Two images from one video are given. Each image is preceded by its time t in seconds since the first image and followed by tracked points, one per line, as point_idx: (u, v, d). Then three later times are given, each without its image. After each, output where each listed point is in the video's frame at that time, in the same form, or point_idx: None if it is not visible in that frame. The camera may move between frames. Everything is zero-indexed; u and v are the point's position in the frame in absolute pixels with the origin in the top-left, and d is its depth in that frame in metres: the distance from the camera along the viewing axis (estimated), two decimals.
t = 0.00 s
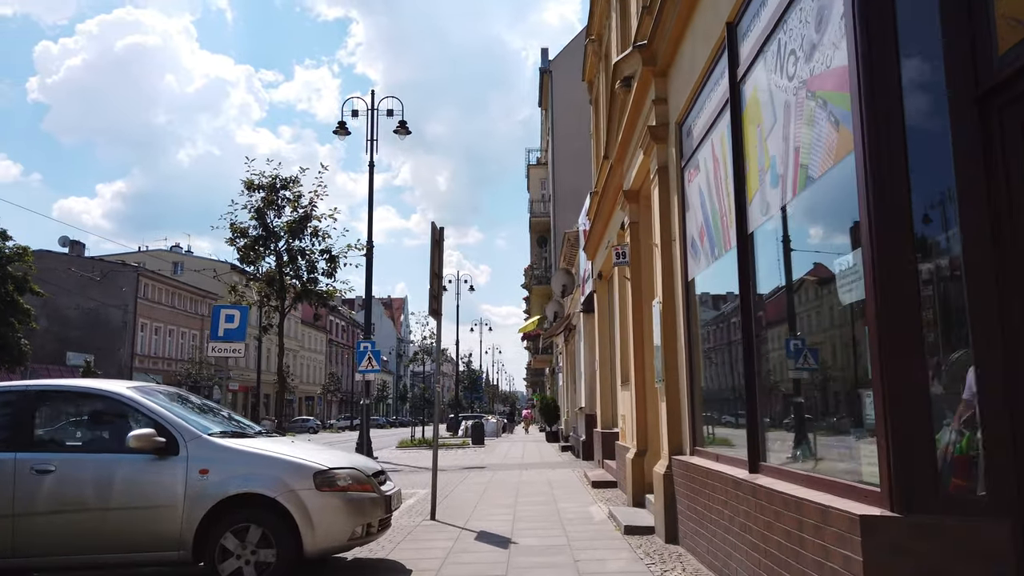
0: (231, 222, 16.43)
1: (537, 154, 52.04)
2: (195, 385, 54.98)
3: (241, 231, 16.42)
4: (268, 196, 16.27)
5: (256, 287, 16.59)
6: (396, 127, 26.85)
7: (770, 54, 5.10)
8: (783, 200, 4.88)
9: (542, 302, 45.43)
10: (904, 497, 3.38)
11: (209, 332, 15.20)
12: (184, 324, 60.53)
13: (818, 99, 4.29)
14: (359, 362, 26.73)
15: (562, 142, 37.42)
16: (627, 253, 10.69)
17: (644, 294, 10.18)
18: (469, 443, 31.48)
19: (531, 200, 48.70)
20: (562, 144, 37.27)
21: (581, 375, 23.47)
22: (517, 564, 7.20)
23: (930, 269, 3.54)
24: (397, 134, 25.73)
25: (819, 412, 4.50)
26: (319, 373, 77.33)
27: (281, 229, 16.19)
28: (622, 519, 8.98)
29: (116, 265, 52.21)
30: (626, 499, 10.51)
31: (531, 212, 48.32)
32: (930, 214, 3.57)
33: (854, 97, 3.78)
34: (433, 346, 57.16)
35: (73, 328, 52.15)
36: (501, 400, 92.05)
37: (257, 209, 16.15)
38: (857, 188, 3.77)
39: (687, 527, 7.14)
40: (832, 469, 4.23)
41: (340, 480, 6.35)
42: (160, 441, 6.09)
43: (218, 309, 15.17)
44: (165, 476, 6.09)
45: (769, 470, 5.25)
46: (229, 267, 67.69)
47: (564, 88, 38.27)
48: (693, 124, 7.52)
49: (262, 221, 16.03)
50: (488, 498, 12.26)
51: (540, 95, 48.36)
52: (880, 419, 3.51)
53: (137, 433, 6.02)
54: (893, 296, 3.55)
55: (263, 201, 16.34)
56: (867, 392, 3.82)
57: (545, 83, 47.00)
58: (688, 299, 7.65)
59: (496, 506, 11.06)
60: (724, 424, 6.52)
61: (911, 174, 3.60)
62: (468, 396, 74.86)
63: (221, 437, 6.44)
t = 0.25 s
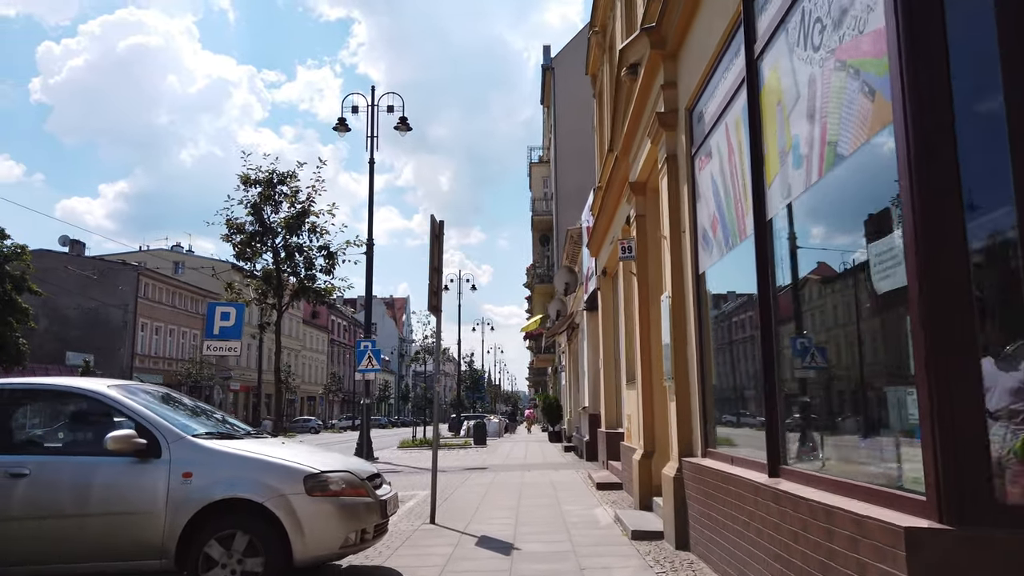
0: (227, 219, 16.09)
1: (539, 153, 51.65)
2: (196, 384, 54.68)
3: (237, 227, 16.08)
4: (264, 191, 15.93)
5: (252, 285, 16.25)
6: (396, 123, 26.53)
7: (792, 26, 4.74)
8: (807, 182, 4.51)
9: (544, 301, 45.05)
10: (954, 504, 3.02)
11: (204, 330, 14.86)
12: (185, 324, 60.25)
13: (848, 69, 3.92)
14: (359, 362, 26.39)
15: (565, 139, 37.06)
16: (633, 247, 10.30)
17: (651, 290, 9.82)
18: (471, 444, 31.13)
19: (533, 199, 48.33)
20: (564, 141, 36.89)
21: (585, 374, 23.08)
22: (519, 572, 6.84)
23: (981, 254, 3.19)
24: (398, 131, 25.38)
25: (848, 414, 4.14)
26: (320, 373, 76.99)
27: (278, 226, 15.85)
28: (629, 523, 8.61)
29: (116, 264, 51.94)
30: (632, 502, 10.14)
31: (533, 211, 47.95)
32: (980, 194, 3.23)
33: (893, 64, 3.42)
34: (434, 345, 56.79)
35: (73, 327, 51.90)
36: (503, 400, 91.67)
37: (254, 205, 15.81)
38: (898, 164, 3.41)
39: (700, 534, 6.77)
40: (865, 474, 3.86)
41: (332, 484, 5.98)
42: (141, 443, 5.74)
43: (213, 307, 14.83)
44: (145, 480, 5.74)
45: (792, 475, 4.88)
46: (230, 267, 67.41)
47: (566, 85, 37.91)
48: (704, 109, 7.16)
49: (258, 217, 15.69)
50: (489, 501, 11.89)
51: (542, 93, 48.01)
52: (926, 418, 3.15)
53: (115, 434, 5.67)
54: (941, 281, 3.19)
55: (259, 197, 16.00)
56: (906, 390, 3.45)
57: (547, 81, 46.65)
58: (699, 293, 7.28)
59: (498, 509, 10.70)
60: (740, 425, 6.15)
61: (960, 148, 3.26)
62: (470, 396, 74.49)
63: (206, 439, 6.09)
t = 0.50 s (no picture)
0: (227, 215, 15.78)
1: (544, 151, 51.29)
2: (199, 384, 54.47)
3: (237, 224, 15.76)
4: (265, 187, 15.61)
5: (253, 283, 15.93)
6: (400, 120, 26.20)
7: None
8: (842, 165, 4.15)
9: (549, 301, 44.70)
10: None
11: (203, 329, 14.55)
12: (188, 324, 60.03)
13: (892, 39, 3.56)
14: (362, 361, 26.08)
15: (569, 137, 36.71)
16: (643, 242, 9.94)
17: (662, 287, 9.47)
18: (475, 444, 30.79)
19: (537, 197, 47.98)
20: (569, 139, 36.52)
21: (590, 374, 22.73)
22: None
23: None
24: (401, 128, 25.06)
25: (879, 406, 3.96)
26: (323, 372, 76.72)
27: (278, 222, 15.53)
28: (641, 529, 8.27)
29: (119, 263, 51.74)
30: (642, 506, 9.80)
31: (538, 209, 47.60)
32: None
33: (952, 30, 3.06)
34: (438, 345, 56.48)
35: (76, 327, 51.71)
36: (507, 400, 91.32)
37: (253, 201, 15.49)
38: (954, 135, 3.07)
39: (716, 542, 6.42)
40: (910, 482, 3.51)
41: (329, 491, 5.66)
42: (126, 447, 5.41)
43: (212, 305, 14.51)
44: (131, 485, 5.41)
45: (824, 481, 4.53)
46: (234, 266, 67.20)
47: (571, 82, 37.56)
48: (721, 95, 6.81)
49: (258, 214, 15.37)
50: (494, 504, 11.55)
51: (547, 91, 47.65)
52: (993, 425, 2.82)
53: (98, 437, 5.34)
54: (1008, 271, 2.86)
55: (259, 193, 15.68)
56: (967, 390, 3.11)
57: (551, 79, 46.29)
58: (716, 289, 6.93)
59: (503, 513, 10.36)
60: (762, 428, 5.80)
61: None
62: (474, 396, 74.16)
63: (196, 443, 5.76)
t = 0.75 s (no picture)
0: (228, 211, 15.48)
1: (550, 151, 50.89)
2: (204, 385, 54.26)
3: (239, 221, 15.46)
4: (267, 182, 15.30)
5: (255, 281, 15.62)
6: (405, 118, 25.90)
7: None
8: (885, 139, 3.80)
9: (555, 301, 44.31)
10: None
11: (204, 327, 14.24)
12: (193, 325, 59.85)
13: None
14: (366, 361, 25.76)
15: (576, 135, 36.33)
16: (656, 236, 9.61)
17: (676, 281, 9.13)
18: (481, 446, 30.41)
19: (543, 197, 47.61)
20: (575, 137, 36.15)
21: (598, 374, 22.34)
22: None
23: None
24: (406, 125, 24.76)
25: (888, 406, 3.95)
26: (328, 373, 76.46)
27: (281, 219, 15.21)
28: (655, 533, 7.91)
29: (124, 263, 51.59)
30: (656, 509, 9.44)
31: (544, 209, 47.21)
32: None
33: None
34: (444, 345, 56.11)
35: (80, 327, 51.60)
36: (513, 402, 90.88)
37: (255, 196, 15.18)
38: None
39: (739, 548, 6.06)
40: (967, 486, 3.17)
41: (329, 493, 5.32)
42: (112, 447, 5.09)
43: (213, 303, 14.20)
44: (117, 487, 5.09)
45: (861, 483, 4.17)
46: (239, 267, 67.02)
47: (578, 80, 37.20)
48: (742, 77, 6.46)
49: (260, 210, 15.06)
50: (502, 507, 11.20)
51: (553, 89, 47.29)
52: None
53: (82, 437, 5.02)
54: None
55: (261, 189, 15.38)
56: (1003, 383, 3.01)
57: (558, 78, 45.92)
58: (736, 281, 6.59)
59: (511, 516, 10.01)
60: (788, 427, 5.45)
61: None
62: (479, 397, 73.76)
63: (188, 442, 5.44)
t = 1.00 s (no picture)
0: (227, 210, 15.17)
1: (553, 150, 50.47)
2: (205, 386, 53.98)
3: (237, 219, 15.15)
4: (266, 180, 14.99)
5: (254, 280, 15.31)
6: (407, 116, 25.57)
7: None
8: (926, 126, 3.50)
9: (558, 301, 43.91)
10: None
11: (201, 327, 13.94)
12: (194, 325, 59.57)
13: None
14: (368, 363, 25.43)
15: (580, 133, 35.97)
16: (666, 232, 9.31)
17: (686, 280, 8.83)
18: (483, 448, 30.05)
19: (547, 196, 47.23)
20: (579, 136, 35.78)
21: (603, 376, 21.98)
22: None
23: None
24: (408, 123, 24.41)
25: (890, 406, 3.97)
26: (330, 374, 76.14)
27: (280, 217, 14.90)
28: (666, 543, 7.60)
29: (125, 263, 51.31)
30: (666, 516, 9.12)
31: (547, 209, 46.81)
32: None
33: None
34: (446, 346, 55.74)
35: (81, 327, 51.35)
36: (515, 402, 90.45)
37: (254, 194, 14.88)
38: None
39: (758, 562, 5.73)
40: None
41: (325, 504, 5.01)
42: (94, 455, 4.78)
43: (211, 302, 13.90)
44: (99, 497, 4.79)
45: (897, 497, 3.86)
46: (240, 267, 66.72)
47: (581, 78, 36.83)
48: (760, 65, 6.15)
49: (259, 208, 14.75)
50: (506, 513, 10.88)
51: (556, 88, 46.88)
52: None
53: (62, 444, 4.71)
54: None
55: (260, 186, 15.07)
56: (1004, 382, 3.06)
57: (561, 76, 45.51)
58: (753, 279, 6.27)
59: (516, 523, 9.70)
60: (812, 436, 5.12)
61: None
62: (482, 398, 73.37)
63: (176, 449, 5.13)
